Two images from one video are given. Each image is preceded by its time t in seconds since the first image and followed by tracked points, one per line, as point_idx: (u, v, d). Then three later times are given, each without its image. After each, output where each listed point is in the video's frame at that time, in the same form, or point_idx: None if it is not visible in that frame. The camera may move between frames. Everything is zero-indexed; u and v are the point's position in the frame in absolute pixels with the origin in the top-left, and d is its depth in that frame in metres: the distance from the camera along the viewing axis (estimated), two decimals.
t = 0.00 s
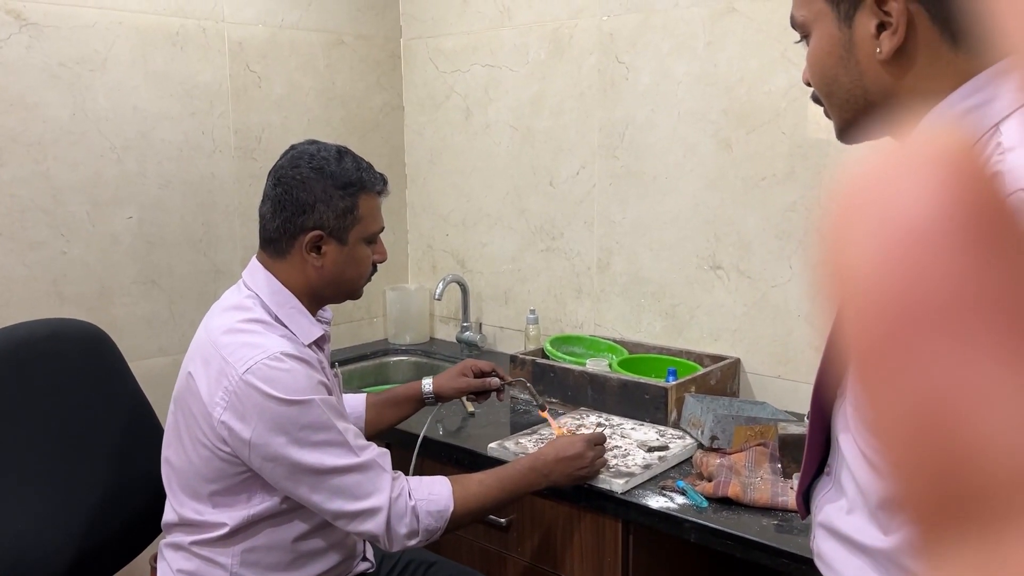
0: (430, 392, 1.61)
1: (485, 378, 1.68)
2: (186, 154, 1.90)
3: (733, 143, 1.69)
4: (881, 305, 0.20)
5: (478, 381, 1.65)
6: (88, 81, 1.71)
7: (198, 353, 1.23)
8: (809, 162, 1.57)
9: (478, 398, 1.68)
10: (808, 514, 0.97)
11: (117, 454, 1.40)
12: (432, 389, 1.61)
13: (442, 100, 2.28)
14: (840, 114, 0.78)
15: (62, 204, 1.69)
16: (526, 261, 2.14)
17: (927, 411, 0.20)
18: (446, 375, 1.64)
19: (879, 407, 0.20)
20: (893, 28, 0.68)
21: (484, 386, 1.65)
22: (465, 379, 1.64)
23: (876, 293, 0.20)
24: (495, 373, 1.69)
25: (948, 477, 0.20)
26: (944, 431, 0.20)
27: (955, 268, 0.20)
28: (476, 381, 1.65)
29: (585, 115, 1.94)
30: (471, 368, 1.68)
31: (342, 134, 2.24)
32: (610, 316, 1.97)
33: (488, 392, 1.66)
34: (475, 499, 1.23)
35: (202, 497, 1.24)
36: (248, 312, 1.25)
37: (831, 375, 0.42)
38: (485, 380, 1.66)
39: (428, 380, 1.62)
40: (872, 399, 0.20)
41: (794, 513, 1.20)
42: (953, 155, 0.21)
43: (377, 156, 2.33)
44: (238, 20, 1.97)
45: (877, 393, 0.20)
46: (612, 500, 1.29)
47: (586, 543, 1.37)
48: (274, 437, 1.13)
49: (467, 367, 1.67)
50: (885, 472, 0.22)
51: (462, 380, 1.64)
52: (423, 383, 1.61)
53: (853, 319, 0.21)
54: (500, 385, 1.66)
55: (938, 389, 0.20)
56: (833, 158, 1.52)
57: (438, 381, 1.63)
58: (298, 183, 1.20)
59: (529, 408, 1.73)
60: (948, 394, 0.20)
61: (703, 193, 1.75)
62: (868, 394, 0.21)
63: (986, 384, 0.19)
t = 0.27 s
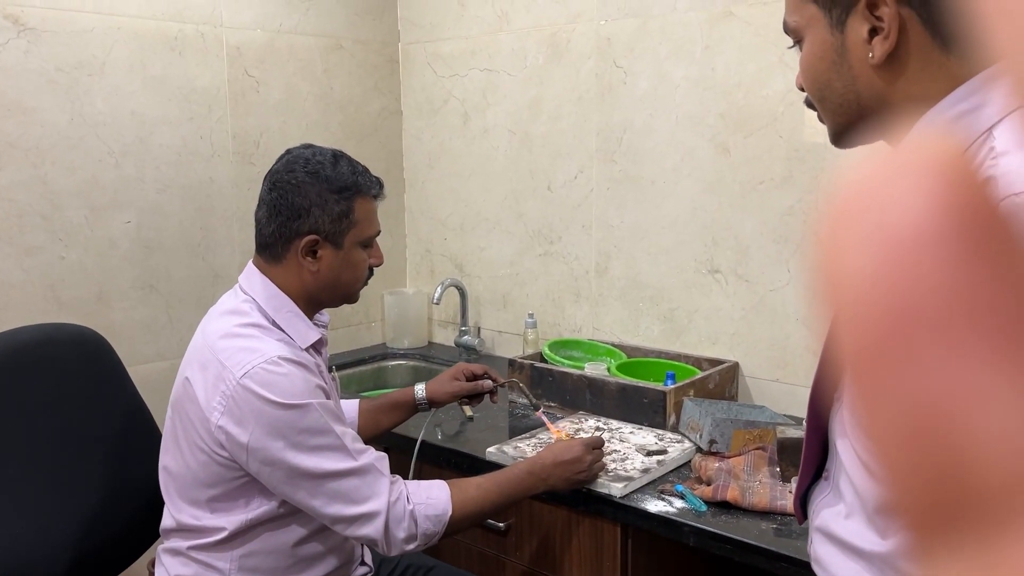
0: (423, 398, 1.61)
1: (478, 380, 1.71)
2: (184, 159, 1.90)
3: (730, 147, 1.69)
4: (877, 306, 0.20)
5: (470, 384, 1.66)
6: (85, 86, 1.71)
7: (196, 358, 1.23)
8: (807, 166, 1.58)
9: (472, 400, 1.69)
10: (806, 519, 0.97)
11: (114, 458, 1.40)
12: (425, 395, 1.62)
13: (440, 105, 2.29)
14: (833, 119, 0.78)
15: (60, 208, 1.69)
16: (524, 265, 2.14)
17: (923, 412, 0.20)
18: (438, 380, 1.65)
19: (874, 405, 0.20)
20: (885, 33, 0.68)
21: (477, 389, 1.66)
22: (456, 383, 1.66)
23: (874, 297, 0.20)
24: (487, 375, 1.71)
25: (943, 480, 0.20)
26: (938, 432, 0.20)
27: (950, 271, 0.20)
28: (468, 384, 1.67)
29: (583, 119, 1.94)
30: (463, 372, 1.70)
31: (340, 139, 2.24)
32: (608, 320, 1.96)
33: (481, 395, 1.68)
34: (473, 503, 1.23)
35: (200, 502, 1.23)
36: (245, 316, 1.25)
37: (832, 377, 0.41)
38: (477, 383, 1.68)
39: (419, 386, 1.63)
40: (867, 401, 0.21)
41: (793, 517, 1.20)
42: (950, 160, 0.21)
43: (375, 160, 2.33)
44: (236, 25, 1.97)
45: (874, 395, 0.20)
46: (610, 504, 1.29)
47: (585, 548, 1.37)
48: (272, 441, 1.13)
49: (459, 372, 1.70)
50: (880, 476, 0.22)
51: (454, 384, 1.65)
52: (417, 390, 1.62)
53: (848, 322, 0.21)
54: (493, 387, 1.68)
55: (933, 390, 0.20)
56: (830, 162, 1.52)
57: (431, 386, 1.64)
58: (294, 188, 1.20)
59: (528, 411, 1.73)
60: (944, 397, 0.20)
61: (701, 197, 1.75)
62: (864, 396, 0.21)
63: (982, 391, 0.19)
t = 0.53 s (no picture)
0: (426, 405, 1.61)
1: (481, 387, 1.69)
2: (183, 162, 1.90)
3: (729, 149, 1.69)
4: (875, 304, 0.20)
5: (474, 392, 1.64)
6: (84, 90, 1.71)
7: (194, 362, 1.23)
8: (805, 168, 1.58)
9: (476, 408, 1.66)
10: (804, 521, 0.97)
11: (112, 461, 1.40)
12: (428, 401, 1.61)
13: (438, 108, 2.29)
14: (828, 122, 0.78)
15: (59, 212, 1.69)
16: (523, 268, 2.14)
17: (923, 413, 0.20)
18: (441, 387, 1.64)
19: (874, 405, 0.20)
20: (878, 36, 0.68)
21: (481, 397, 1.64)
22: (460, 391, 1.64)
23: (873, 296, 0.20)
24: (490, 382, 1.70)
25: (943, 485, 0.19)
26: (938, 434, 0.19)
27: (950, 272, 0.20)
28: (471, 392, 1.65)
29: (581, 122, 1.94)
30: (465, 379, 1.69)
31: (339, 142, 2.24)
32: (607, 323, 1.96)
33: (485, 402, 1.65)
34: (472, 506, 1.23)
35: (198, 506, 1.23)
36: (244, 320, 1.25)
37: (831, 384, 0.41)
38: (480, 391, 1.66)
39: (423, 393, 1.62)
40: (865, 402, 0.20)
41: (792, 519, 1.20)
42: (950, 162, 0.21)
43: (374, 164, 2.34)
44: (234, 29, 1.97)
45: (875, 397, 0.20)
46: (609, 507, 1.29)
47: (584, 550, 1.37)
48: (270, 445, 1.13)
49: (462, 379, 1.69)
50: (880, 482, 0.21)
51: (457, 392, 1.64)
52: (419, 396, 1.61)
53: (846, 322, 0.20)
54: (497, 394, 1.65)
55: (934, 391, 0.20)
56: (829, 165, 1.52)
57: (433, 393, 1.63)
58: (292, 191, 1.20)
59: (527, 414, 1.73)
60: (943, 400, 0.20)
61: (699, 200, 1.75)
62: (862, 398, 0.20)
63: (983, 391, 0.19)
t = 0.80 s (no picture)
0: (421, 407, 1.61)
1: (475, 391, 1.70)
2: (183, 165, 1.90)
3: (728, 152, 1.69)
4: (864, 310, 0.20)
5: (468, 395, 1.65)
6: (84, 94, 1.71)
7: (194, 366, 1.23)
8: (804, 170, 1.58)
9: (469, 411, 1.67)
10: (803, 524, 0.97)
11: (112, 466, 1.40)
12: (422, 404, 1.61)
13: (437, 111, 2.29)
14: (825, 126, 0.78)
15: (58, 216, 1.69)
16: (523, 270, 2.14)
17: (912, 418, 0.19)
18: (435, 390, 1.64)
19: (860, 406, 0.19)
20: (874, 40, 0.68)
21: (475, 400, 1.65)
22: (454, 394, 1.64)
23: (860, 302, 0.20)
24: (484, 386, 1.70)
25: (936, 490, 0.19)
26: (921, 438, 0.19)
27: (940, 274, 0.20)
28: (466, 395, 1.65)
29: (580, 124, 1.95)
30: (460, 382, 1.69)
31: (338, 145, 2.24)
32: (606, 325, 1.97)
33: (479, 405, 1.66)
34: (472, 510, 1.23)
35: (198, 510, 1.23)
36: (244, 324, 1.25)
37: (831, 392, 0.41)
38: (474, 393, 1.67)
39: (417, 395, 1.62)
40: (855, 405, 0.20)
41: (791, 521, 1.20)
42: (944, 165, 0.21)
43: (373, 166, 2.34)
44: (233, 32, 1.97)
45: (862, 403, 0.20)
46: (609, 510, 1.29)
47: (584, 553, 1.37)
48: (269, 450, 1.13)
49: (456, 382, 1.69)
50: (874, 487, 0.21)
51: (451, 394, 1.64)
52: (413, 398, 1.61)
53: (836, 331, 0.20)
54: (491, 398, 1.66)
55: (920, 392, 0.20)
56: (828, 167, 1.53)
57: (428, 395, 1.63)
58: (293, 195, 1.21)
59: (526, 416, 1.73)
60: (933, 404, 0.20)
61: (698, 203, 1.76)
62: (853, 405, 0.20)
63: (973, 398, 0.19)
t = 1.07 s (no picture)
0: (418, 407, 1.60)
1: (474, 391, 1.70)
2: (183, 165, 1.90)
3: (729, 150, 1.69)
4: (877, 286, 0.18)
5: (467, 395, 1.65)
6: (84, 94, 1.71)
7: (194, 366, 1.23)
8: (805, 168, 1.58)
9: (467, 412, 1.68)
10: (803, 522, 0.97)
11: (114, 465, 1.41)
12: (421, 403, 1.61)
13: (438, 109, 2.29)
14: (827, 123, 0.78)
15: (59, 216, 1.70)
16: (524, 269, 2.14)
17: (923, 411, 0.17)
18: (435, 389, 1.64)
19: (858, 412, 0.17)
20: (876, 38, 0.69)
21: (473, 401, 1.65)
22: (454, 394, 1.64)
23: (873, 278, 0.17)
24: (484, 387, 1.71)
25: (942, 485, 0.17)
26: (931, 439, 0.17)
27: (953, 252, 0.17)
28: (464, 395, 1.66)
29: (581, 123, 1.94)
30: (459, 382, 1.69)
31: (339, 144, 2.24)
32: (607, 323, 1.97)
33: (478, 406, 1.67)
34: (473, 509, 1.23)
35: (199, 510, 1.23)
36: (244, 324, 1.25)
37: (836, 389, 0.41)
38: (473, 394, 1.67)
39: (416, 394, 1.62)
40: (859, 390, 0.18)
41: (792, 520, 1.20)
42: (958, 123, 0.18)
43: (374, 165, 2.34)
44: (233, 31, 1.97)
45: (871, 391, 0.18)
46: (610, 508, 1.29)
47: (585, 551, 1.37)
48: (270, 450, 1.13)
49: (456, 382, 1.69)
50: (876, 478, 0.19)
51: (451, 394, 1.64)
52: (412, 398, 1.61)
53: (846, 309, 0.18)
54: (489, 399, 1.67)
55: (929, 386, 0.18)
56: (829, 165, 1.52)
57: (427, 394, 1.63)
58: (293, 195, 1.21)
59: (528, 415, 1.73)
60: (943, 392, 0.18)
61: (699, 201, 1.76)
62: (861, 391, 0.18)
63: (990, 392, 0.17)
